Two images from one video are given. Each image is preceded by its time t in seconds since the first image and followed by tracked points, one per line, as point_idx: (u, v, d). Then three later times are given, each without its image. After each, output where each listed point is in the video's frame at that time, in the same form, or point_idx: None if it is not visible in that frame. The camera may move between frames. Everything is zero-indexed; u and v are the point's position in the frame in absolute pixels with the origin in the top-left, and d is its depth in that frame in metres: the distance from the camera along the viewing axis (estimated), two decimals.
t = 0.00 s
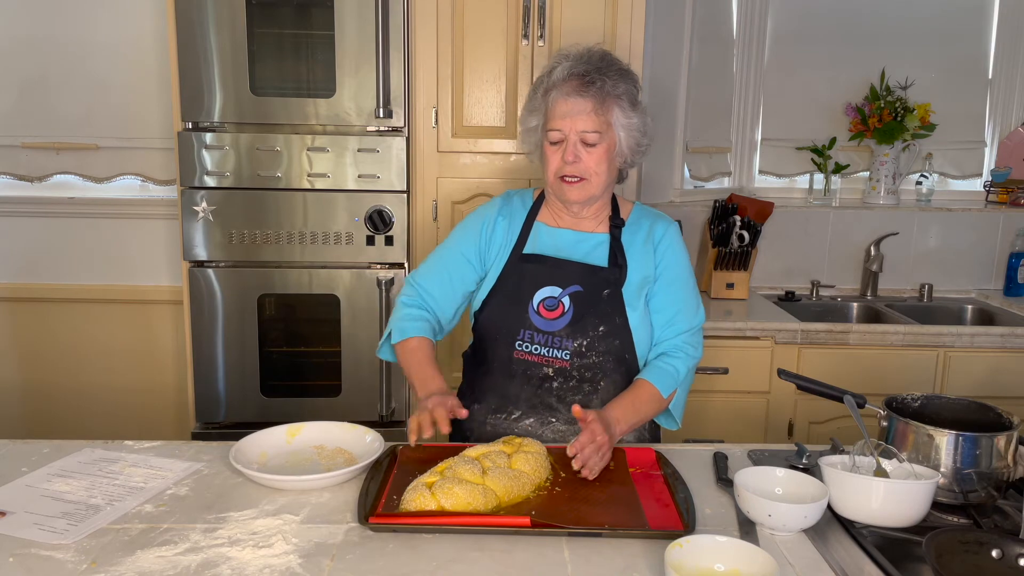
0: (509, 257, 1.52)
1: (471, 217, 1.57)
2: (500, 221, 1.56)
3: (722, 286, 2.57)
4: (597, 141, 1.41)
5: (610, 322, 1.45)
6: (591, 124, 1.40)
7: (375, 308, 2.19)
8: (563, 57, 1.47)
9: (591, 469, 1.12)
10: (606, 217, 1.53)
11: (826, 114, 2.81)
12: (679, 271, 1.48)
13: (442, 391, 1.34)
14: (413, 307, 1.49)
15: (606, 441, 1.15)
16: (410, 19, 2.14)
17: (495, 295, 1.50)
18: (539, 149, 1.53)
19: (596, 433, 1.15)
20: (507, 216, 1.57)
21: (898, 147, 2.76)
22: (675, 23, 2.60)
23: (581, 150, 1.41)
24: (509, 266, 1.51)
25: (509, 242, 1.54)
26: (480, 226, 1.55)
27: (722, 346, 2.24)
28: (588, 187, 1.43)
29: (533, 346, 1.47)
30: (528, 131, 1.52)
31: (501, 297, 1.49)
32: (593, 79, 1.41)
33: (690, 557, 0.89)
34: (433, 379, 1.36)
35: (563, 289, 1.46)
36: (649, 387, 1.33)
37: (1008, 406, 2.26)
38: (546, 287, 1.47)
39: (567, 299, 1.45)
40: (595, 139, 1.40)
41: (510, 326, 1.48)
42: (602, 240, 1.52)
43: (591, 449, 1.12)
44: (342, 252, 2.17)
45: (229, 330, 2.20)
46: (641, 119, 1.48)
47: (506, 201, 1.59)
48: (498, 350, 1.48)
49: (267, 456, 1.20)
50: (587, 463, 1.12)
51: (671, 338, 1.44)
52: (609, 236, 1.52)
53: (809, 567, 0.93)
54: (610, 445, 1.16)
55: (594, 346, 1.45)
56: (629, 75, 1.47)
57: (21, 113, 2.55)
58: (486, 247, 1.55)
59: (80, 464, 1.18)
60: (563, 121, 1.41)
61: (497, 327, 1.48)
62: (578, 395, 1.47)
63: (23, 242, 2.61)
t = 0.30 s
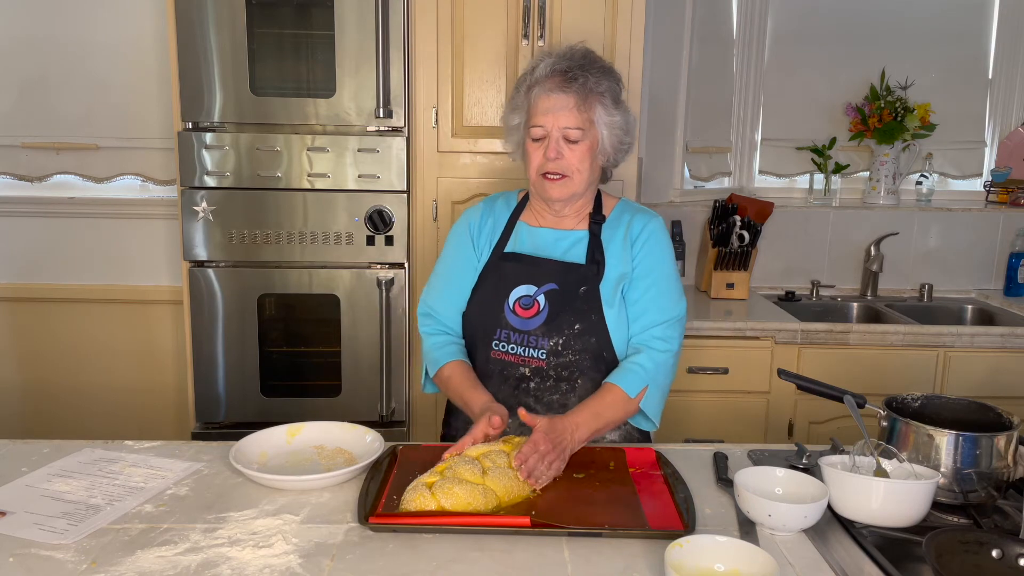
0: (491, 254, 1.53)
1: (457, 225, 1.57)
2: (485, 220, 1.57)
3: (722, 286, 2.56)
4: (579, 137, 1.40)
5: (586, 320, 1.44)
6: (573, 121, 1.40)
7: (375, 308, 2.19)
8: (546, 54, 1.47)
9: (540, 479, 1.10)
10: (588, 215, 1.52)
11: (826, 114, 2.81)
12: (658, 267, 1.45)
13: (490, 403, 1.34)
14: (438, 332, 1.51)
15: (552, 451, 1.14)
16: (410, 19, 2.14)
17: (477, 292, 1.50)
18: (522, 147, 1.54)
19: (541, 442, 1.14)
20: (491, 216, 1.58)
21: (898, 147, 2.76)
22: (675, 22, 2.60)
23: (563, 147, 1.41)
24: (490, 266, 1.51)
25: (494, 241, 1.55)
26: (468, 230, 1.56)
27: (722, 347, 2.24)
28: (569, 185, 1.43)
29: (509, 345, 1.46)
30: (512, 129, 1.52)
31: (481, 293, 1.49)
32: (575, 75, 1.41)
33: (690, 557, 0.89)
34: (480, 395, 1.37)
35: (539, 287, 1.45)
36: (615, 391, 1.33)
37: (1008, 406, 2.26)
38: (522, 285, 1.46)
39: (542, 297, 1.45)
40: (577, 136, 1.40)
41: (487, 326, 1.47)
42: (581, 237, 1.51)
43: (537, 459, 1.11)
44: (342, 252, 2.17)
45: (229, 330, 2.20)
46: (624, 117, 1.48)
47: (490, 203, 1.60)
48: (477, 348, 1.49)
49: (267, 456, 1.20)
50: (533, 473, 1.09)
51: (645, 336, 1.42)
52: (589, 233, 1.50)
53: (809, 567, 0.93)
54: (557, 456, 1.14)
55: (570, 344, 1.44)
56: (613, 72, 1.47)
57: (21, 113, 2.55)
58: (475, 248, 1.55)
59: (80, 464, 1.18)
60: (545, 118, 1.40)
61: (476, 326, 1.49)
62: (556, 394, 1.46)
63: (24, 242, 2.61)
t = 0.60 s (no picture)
0: (481, 257, 1.53)
1: (447, 227, 1.58)
2: (474, 221, 1.57)
3: (722, 286, 2.56)
4: (569, 132, 1.40)
5: (576, 328, 1.43)
6: (563, 115, 1.40)
7: (375, 308, 2.19)
8: (533, 50, 1.47)
9: (510, 492, 1.07)
10: (577, 216, 1.52)
11: (826, 114, 2.81)
12: (648, 270, 1.44)
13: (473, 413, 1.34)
14: (426, 335, 1.51)
15: (530, 464, 1.10)
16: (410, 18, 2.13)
17: (467, 296, 1.50)
18: (510, 146, 1.52)
19: (520, 455, 1.11)
20: (480, 217, 1.58)
21: (898, 147, 2.76)
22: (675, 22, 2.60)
23: (554, 141, 1.40)
24: (480, 270, 1.51)
25: (483, 243, 1.55)
26: (456, 231, 1.56)
27: (722, 347, 2.24)
28: (561, 180, 1.42)
29: (499, 353, 1.46)
30: (499, 129, 1.51)
31: (471, 298, 1.49)
32: (564, 69, 1.41)
33: (689, 557, 0.89)
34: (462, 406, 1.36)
35: (529, 295, 1.44)
36: (605, 397, 1.30)
37: (1008, 406, 2.26)
38: (512, 293, 1.45)
39: (532, 305, 1.43)
40: (567, 130, 1.40)
41: (477, 334, 1.47)
42: (570, 241, 1.51)
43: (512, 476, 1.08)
44: (342, 252, 2.17)
45: (229, 330, 2.20)
46: (613, 113, 1.48)
47: (480, 204, 1.61)
48: (467, 355, 1.49)
49: (267, 456, 1.20)
50: (505, 486, 1.07)
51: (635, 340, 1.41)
52: (578, 236, 1.50)
53: (809, 567, 0.93)
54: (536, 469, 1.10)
55: (561, 353, 1.44)
56: (601, 69, 1.48)
57: (21, 113, 2.55)
58: (464, 249, 1.55)
59: (80, 464, 1.18)
60: (534, 112, 1.40)
61: (466, 333, 1.48)
62: (548, 402, 1.46)
63: (24, 242, 2.61)
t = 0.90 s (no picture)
0: (472, 269, 1.52)
1: (434, 234, 1.57)
2: (464, 229, 1.56)
3: (722, 286, 2.56)
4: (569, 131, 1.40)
5: (572, 342, 1.43)
6: (562, 113, 1.40)
7: (375, 308, 2.19)
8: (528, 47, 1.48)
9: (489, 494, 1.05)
10: (570, 224, 1.52)
11: (826, 114, 2.81)
12: (641, 276, 1.43)
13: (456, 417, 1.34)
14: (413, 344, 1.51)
15: (514, 471, 1.08)
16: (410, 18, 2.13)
17: (459, 308, 1.49)
18: (503, 147, 1.50)
19: (506, 463, 1.09)
20: (470, 224, 1.56)
21: (898, 147, 2.75)
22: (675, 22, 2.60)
23: (554, 141, 1.40)
24: (472, 281, 1.50)
25: (474, 253, 1.53)
26: (445, 240, 1.55)
27: (722, 347, 2.24)
28: (560, 181, 1.41)
29: (495, 368, 1.46)
30: (492, 131, 1.50)
31: (463, 312, 1.48)
32: (561, 68, 1.42)
33: (689, 557, 0.89)
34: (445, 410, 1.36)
35: (523, 311, 1.43)
36: (592, 403, 1.29)
37: (1008, 406, 2.26)
38: (506, 308, 1.44)
39: (527, 320, 1.43)
40: (567, 128, 1.40)
41: (472, 348, 1.47)
42: (563, 249, 1.49)
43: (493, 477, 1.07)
44: (342, 252, 2.17)
45: (229, 330, 2.20)
46: (609, 114, 1.50)
47: (470, 209, 1.59)
48: (462, 369, 1.49)
49: (267, 456, 1.20)
50: (485, 488, 1.05)
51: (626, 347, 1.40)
52: (571, 245, 1.49)
53: (809, 567, 0.93)
54: (519, 475, 1.08)
55: (557, 367, 1.43)
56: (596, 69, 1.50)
57: (21, 113, 2.55)
58: (454, 258, 1.54)
59: (80, 464, 1.18)
60: (534, 109, 1.40)
61: (461, 347, 1.48)
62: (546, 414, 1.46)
63: (24, 242, 2.61)
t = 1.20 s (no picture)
0: (468, 272, 1.52)
1: (429, 237, 1.56)
2: (459, 232, 1.56)
3: (722, 286, 2.56)
4: (557, 146, 1.40)
5: (569, 344, 1.43)
6: (550, 130, 1.39)
7: (375, 308, 2.19)
8: (515, 57, 1.45)
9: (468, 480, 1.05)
10: (565, 226, 1.51)
11: (826, 114, 2.80)
12: (630, 272, 1.42)
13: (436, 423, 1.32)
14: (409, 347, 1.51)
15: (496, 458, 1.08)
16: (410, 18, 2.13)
17: (455, 311, 1.49)
18: (496, 154, 1.51)
19: (490, 453, 1.09)
20: (465, 227, 1.56)
21: (898, 147, 2.76)
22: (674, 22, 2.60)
23: (541, 157, 1.40)
24: (468, 284, 1.50)
25: (469, 256, 1.54)
26: (440, 244, 1.54)
27: (722, 347, 2.24)
28: (549, 196, 1.42)
29: (493, 371, 1.46)
30: (483, 136, 1.50)
31: (460, 314, 1.48)
32: (550, 80, 1.40)
33: (690, 556, 0.89)
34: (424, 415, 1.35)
35: (519, 313, 1.44)
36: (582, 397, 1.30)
37: (1008, 406, 2.26)
38: (502, 311, 1.45)
39: (524, 323, 1.43)
40: (554, 145, 1.39)
41: (469, 351, 1.47)
42: (558, 251, 1.50)
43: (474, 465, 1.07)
44: (341, 252, 2.17)
45: (229, 330, 2.20)
46: (601, 120, 1.47)
47: (465, 211, 1.59)
48: (460, 372, 1.49)
49: (267, 456, 1.20)
50: (463, 473, 1.06)
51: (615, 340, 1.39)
52: (566, 246, 1.49)
53: (809, 567, 0.93)
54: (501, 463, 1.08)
55: (555, 369, 1.44)
56: (587, 74, 1.47)
57: (22, 114, 2.55)
58: (449, 261, 1.54)
59: (80, 464, 1.18)
60: (521, 127, 1.39)
61: (458, 350, 1.48)
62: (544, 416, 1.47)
63: (24, 242, 2.61)
